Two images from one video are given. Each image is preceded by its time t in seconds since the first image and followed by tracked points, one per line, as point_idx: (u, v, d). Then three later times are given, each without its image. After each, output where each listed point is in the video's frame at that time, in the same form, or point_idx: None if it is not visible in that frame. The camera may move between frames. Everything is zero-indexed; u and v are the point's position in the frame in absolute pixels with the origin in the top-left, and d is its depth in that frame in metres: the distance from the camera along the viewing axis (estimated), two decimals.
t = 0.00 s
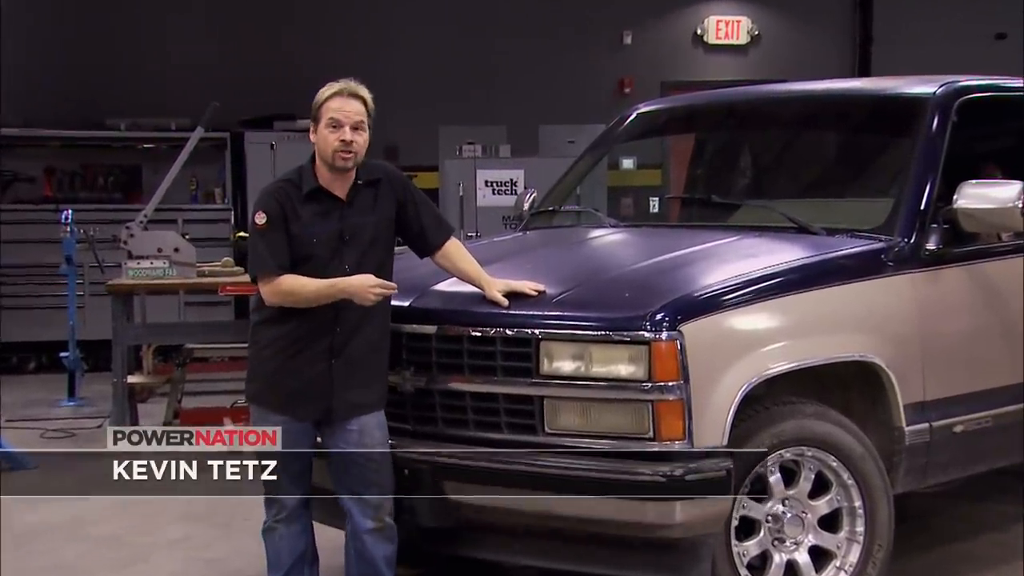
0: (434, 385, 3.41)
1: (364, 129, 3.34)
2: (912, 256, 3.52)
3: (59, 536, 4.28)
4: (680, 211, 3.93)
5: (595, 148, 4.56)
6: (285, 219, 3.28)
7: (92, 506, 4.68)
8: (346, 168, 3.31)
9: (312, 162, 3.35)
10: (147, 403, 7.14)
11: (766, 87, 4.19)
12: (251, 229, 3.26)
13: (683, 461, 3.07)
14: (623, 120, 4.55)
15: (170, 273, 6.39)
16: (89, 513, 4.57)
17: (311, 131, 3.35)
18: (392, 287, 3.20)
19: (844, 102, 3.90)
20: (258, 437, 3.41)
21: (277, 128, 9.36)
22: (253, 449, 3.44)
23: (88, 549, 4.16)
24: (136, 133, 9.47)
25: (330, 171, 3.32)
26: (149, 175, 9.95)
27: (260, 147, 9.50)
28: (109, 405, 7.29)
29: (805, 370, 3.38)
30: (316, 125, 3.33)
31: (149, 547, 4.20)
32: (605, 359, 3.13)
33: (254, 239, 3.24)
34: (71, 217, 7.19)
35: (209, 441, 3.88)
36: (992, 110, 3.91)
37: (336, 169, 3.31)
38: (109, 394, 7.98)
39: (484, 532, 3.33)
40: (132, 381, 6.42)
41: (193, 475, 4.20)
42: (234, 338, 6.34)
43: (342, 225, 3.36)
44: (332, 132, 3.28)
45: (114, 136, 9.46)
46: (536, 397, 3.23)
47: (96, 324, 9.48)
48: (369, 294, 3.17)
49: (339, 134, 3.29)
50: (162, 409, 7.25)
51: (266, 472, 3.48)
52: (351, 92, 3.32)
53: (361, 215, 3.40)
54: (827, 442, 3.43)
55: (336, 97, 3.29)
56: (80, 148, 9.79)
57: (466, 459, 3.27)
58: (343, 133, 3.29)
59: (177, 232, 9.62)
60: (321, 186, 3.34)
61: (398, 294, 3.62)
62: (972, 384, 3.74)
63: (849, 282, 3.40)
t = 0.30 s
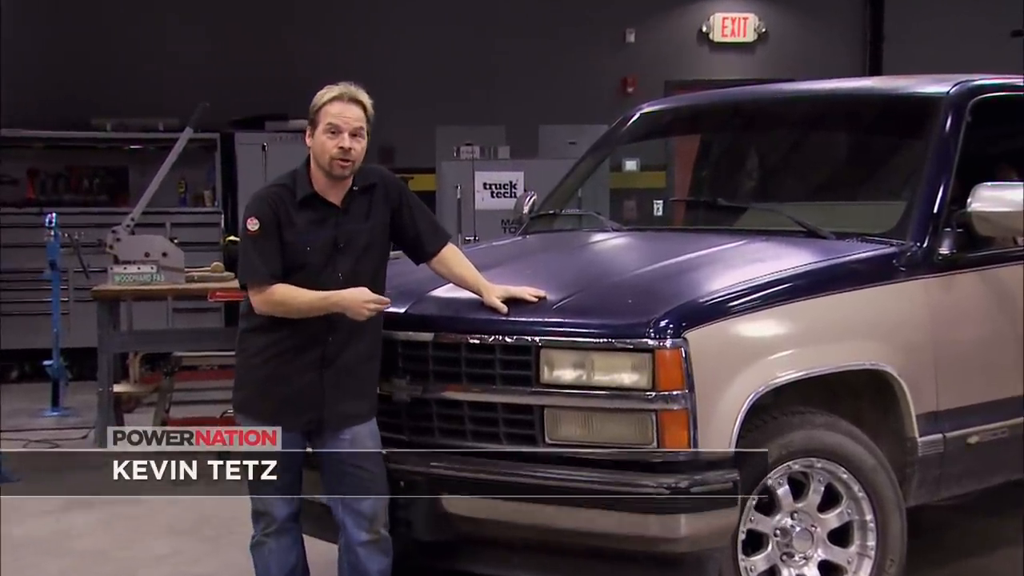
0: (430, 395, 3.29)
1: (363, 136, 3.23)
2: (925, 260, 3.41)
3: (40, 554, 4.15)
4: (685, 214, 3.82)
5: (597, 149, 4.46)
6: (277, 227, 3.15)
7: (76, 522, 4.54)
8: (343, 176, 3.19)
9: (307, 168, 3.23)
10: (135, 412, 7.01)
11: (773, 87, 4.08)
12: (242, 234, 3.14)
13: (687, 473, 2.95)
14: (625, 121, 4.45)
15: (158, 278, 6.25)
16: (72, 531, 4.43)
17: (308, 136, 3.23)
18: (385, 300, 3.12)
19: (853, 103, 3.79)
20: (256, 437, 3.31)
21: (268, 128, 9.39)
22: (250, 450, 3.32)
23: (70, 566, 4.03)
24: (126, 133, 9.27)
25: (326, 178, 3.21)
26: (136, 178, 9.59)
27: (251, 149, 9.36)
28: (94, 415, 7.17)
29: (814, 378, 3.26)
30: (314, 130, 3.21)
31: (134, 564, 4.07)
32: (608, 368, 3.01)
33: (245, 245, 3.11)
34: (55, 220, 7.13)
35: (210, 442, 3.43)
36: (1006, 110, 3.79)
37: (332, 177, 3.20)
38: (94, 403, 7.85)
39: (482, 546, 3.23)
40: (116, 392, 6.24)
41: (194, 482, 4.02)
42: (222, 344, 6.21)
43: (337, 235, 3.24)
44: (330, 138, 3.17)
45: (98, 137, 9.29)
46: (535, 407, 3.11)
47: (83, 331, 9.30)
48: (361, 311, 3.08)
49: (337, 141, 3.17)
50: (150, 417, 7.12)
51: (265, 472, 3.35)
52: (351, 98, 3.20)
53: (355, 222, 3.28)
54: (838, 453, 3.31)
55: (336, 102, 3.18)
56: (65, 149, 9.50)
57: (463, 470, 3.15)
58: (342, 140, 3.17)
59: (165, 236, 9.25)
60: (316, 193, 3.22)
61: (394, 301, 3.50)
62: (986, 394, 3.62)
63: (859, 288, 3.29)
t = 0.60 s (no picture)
0: (426, 403, 3.16)
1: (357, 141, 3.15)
2: (938, 265, 3.29)
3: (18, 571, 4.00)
4: (690, 217, 3.73)
5: (599, 150, 4.36)
6: (257, 230, 3.05)
7: (58, 537, 4.40)
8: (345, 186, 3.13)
9: (303, 178, 3.09)
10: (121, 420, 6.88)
11: (779, 86, 3.98)
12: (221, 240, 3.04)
13: (691, 485, 2.86)
14: (628, 122, 4.34)
15: (144, 283, 6.14)
16: (52, 547, 4.28)
17: (304, 147, 3.06)
18: (339, 265, 2.93)
19: (863, 103, 3.69)
20: (256, 437, 3.15)
21: (259, 129, 9.25)
22: (249, 450, 3.16)
23: None
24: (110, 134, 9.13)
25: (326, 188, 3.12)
26: (121, 179, 9.54)
27: (241, 150, 9.18)
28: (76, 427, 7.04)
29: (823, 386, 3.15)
30: (313, 141, 3.05)
31: None
32: (609, 376, 2.90)
33: (223, 251, 3.02)
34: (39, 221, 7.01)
35: (211, 440, 3.24)
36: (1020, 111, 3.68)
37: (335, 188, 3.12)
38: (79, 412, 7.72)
39: (482, 559, 3.14)
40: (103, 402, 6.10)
41: (199, 479, 3.81)
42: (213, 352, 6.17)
43: (325, 236, 3.13)
44: (338, 153, 3.05)
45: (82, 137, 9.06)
46: (535, 416, 2.99)
47: (65, 340, 9.21)
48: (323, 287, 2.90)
49: (345, 156, 3.07)
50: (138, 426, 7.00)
51: (265, 472, 3.19)
52: (350, 105, 3.08)
53: (345, 221, 3.17)
54: (847, 464, 3.19)
55: (340, 114, 3.05)
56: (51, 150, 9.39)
57: (461, 482, 3.03)
58: (348, 153, 3.07)
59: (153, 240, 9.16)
60: (314, 203, 3.12)
61: (387, 306, 3.37)
62: (999, 403, 3.51)
63: (870, 293, 3.18)
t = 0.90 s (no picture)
0: (422, 412, 3.05)
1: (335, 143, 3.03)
2: (951, 269, 3.19)
3: None
4: (693, 220, 3.64)
5: (601, 150, 4.25)
6: (241, 238, 2.94)
7: (42, 549, 4.27)
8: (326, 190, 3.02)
9: (283, 186, 2.98)
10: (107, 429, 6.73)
11: (786, 83, 3.87)
12: (204, 251, 2.95)
13: (696, 496, 2.75)
14: (632, 120, 4.23)
15: (131, 288, 6.01)
16: (35, 560, 4.15)
17: (282, 154, 2.94)
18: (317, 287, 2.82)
19: (873, 100, 3.58)
20: (256, 437, 3.03)
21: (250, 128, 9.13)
22: (249, 450, 3.05)
23: None
24: (95, 133, 8.95)
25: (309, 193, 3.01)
26: (108, 180, 9.46)
27: (231, 149, 9.08)
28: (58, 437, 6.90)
29: (832, 393, 3.04)
30: (291, 149, 2.93)
31: None
32: (612, 384, 2.79)
33: (206, 260, 2.94)
34: (21, 224, 6.85)
35: (211, 442, 3.08)
36: None
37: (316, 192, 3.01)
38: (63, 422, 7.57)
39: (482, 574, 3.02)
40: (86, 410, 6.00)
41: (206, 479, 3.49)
42: (205, 358, 5.91)
43: (314, 239, 3.02)
44: (317, 158, 2.93)
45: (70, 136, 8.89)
46: (534, 424, 2.88)
47: (48, 347, 8.97)
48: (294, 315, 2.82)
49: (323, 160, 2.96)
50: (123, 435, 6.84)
51: (265, 472, 3.07)
52: (324, 108, 2.95)
53: (330, 223, 3.06)
54: (856, 474, 3.08)
55: (315, 119, 2.92)
56: (35, 151, 9.23)
57: (460, 493, 2.91)
58: (327, 158, 2.96)
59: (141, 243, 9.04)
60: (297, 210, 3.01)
61: (383, 311, 3.25)
62: (1013, 412, 3.41)
63: (880, 298, 3.07)
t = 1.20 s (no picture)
0: (418, 420, 2.93)
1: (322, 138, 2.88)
2: (966, 272, 3.08)
3: None
4: (699, 222, 3.54)
5: (604, 149, 4.14)
6: (229, 240, 2.83)
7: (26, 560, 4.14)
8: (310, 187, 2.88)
9: (267, 181, 2.88)
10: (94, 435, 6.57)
11: (795, 80, 3.76)
12: (192, 254, 2.85)
13: (701, 508, 2.63)
14: (635, 117, 4.12)
15: (116, 292, 5.88)
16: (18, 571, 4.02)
17: (260, 147, 2.85)
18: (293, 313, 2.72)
19: (884, 97, 3.48)
20: (256, 438, 2.91)
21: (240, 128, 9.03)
22: (249, 450, 2.93)
23: None
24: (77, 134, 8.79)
25: (292, 190, 2.88)
26: (93, 180, 9.26)
27: (222, 148, 8.93)
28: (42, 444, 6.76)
29: (842, 401, 2.93)
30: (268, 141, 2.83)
31: None
32: (615, 392, 2.68)
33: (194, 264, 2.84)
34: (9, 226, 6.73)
35: (209, 441, 2.93)
36: None
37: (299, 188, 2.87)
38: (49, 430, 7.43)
39: None
40: (70, 419, 5.96)
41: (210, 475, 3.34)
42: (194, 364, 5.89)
43: (306, 242, 2.91)
44: (291, 150, 2.81)
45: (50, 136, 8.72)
46: (535, 433, 2.77)
47: (31, 353, 8.83)
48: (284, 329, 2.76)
49: (300, 154, 2.82)
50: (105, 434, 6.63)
51: (265, 472, 2.95)
52: (302, 99, 2.82)
53: (322, 226, 2.95)
54: (868, 484, 2.96)
55: (290, 110, 2.80)
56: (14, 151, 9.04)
57: (455, 505, 2.79)
58: (305, 151, 2.82)
59: (126, 244, 8.91)
60: (282, 207, 2.89)
61: (378, 316, 3.14)
62: None
63: (893, 302, 2.95)
